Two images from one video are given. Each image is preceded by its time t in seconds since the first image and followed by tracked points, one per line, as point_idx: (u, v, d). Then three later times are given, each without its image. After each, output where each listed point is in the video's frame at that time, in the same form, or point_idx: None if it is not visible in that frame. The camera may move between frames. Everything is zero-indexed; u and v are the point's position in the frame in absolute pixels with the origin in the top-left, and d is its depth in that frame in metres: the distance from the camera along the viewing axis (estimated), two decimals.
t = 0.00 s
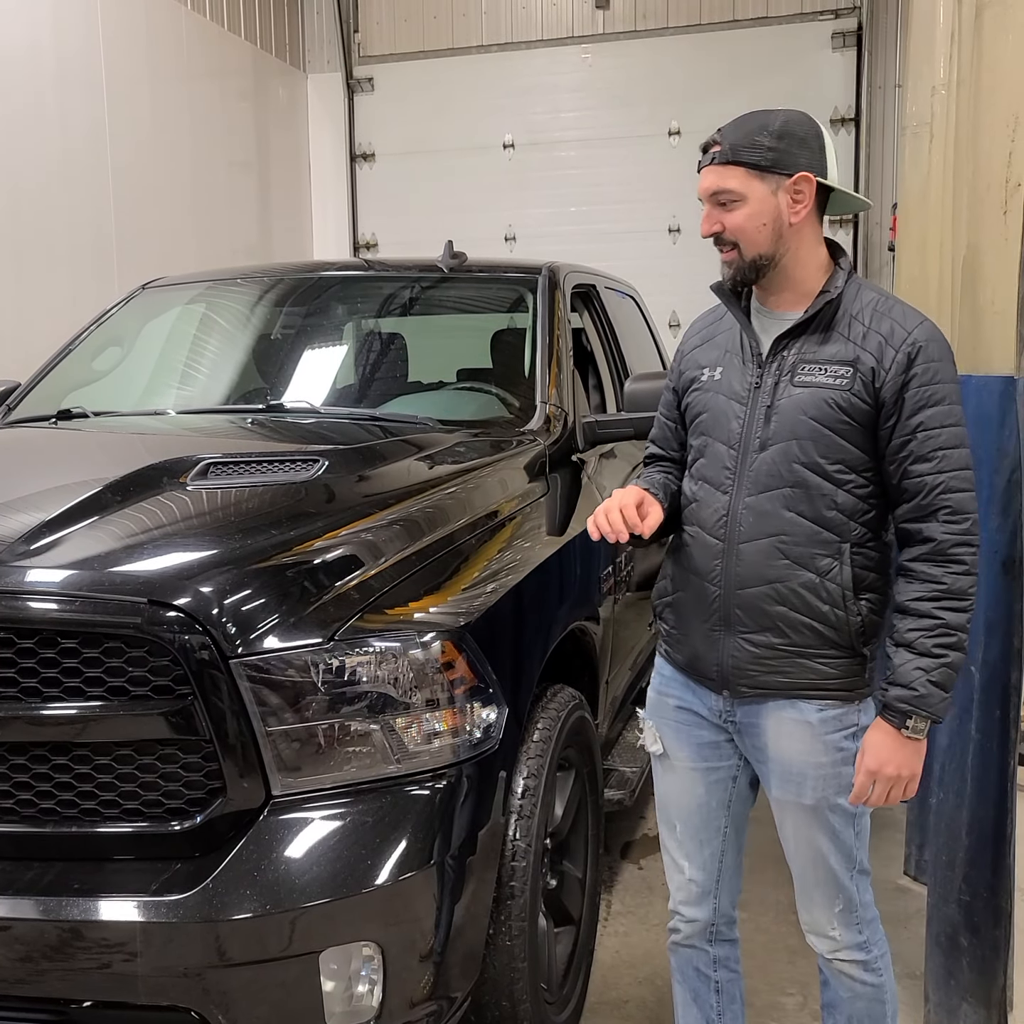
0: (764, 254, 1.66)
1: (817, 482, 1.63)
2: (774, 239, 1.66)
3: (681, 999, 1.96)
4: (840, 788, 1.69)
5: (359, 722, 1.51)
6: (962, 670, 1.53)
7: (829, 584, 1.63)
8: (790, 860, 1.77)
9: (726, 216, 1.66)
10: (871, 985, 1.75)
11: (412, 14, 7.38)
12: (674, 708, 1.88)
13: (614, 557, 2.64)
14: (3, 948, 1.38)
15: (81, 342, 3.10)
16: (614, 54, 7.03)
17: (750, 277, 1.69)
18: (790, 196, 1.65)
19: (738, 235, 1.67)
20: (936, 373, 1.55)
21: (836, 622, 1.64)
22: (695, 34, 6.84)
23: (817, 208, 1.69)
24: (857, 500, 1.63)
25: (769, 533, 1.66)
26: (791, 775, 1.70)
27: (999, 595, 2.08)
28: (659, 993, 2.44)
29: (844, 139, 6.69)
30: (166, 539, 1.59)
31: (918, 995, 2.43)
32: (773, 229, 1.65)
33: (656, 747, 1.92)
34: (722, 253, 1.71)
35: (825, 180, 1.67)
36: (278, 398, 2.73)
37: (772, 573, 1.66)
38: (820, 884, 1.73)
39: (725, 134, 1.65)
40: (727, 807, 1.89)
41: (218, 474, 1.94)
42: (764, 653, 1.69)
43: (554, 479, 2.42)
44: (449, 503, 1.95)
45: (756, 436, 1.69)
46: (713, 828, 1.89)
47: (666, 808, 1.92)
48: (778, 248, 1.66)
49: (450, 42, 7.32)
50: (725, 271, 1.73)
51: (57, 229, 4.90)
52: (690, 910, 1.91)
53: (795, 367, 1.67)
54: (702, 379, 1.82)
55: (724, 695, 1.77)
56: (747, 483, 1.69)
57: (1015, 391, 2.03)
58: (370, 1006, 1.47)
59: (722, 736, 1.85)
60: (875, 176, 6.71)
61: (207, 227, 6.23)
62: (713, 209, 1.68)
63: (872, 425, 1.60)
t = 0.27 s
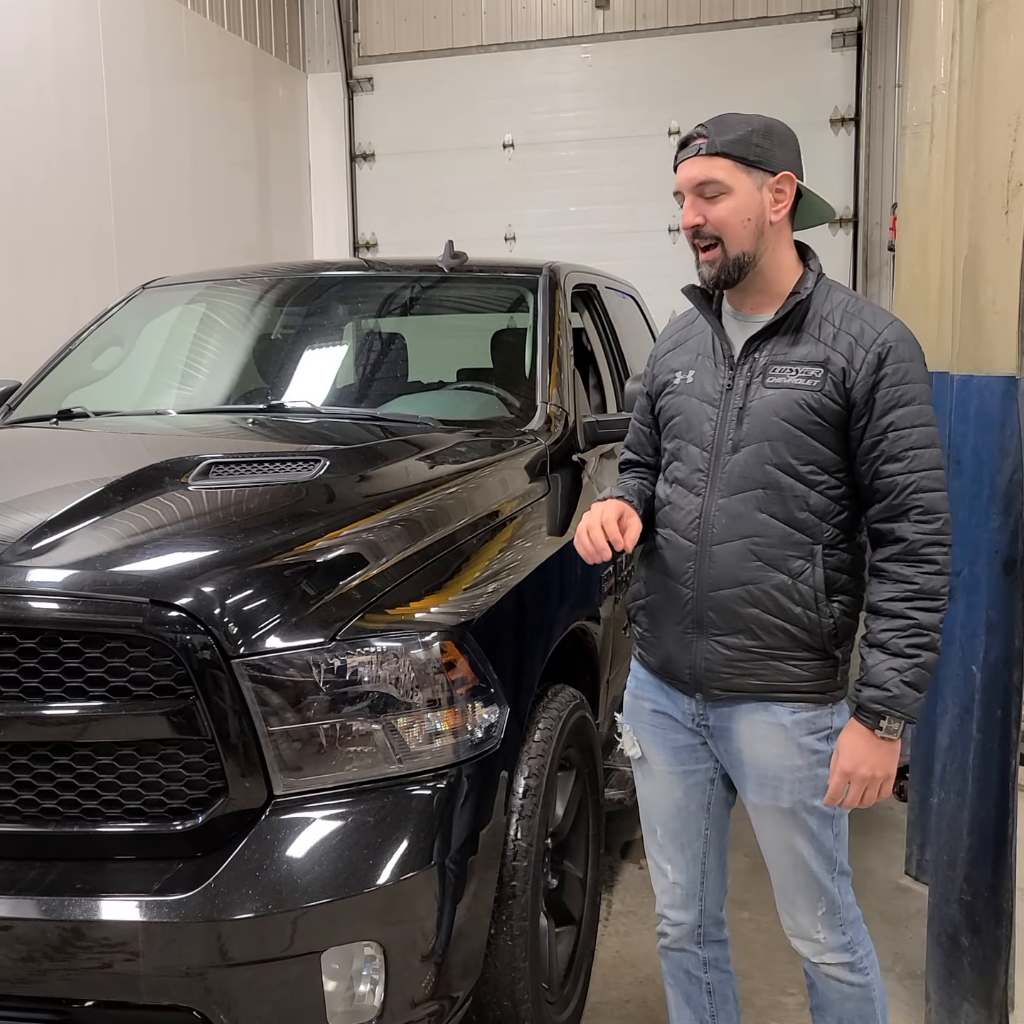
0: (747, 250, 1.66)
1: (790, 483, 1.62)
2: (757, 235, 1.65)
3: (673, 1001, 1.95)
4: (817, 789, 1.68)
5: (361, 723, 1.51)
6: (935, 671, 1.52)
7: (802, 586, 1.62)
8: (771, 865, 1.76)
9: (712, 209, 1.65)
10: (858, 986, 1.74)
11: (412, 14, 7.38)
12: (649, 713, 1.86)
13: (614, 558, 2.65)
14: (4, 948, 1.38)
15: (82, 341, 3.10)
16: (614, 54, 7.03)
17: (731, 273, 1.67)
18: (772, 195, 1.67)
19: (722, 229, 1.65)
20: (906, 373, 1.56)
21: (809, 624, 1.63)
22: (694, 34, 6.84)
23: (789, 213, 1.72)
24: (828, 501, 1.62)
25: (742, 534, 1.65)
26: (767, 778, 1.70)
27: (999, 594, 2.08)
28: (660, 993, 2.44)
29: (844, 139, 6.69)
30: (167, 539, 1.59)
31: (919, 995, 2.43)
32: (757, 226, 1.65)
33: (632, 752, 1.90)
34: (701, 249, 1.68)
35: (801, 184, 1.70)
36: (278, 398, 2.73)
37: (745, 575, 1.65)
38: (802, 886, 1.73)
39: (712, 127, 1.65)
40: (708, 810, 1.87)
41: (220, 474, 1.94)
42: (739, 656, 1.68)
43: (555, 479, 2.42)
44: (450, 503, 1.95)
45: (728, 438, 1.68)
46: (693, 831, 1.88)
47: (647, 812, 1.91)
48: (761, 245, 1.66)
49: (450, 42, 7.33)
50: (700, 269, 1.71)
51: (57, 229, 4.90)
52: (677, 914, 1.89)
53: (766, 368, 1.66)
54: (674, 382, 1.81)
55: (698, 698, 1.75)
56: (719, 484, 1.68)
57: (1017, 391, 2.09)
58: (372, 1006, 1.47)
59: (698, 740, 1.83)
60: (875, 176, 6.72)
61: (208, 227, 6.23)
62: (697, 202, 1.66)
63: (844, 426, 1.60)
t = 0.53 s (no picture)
0: (744, 239, 1.68)
1: (764, 481, 1.62)
2: (752, 227, 1.70)
3: (670, 1003, 1.94)
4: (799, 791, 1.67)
5: (361, 723, 1.51)
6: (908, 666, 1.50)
7: (778, 584, 1.61)
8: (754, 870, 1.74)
9: (713, 197, 1.68)
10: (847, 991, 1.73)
11: (411, 14, 7.38)
12: (630, 717, 1.85)
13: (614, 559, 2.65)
14: (5, 950, 1.38)
15: (81, 342, 3.09)
16: (612, 53, 7.03)
17: (727, 262, 1.69)
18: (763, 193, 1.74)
19: (721, 217, 1.68)
20: (878, 368, 1.56)
21: (785, 621, 1.62)
22: (693, 33, 6.85)
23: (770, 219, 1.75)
24: (804, 498, 1.62)
25: (717, 532, 1.64)
26: (747, 781, 1.68)
27: (1000, 594, 2.08)
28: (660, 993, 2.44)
29: (842, 139, 6.70)
30: (167, 540, 1.58)
31: (919, 995, 2.43)
32: (753, 218, 1.70)
33: (616, 758, 1.89)
34: (697, 237, 1.70)
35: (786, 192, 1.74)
36: (277, 399, 2.73)
37: (720, 574, 1.64)
38: (786, 891, 1.71)
39: (714, 120, 1.71)
40: (693, 812, 1.86)
41: (220, 475, 1.94)
42: (716, 655, 1.66)
43: (554, 480, 2.42)
44: (450, 504, 1.95)
45: (703, 437, 1.68)
46: (679, 834, 1.87)
47: (632, 816, 1.90)
48: (755, 238, 1.70)
49: (448, 42, 7.32)
50: (691, 261, 1.72)
51: (56, 229, 4.90)
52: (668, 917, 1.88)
53: (739, 367, 1.67)
54: (650, 384, 1.81)
55: (675, 699, 1.74)
56: (694, 483, 1.68)
57: (1017, 392, 2.08)
58: (373, 1007, 1.47)
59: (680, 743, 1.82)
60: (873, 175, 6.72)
61: (206, 227, 6.23)
62: (699, 189, 1.69)
63: (818, 423, 1.60)
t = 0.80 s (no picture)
0: (729, 239, 1.69)
1: (748, 476, 1.61)
2: (737, 227, 1.70)
3: (665, 1001, 1.94)
4: (777, 797, 1.66)
5: (361, 724, 1.50)
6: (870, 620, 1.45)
7: (760, 578, 1.61)
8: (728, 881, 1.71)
9: (698, 197, 1.69)
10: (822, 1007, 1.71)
11: (410, 13, 7.37)
12: (616, 717, 1.84)
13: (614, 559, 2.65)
14: (4, 951, 1.37)
15: (80, 341, 3.09)
16: (612, 52, 7.03)
17: (712, 262, 1.69)
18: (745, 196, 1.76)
19: (707, 218, 1.69)
20: (865, 364, 1.56)
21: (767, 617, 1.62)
22: (692, 33, 6.84)
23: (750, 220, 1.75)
24: (787, 492, 1.61)
25: (700, 527, 1.63)
26: (726, 783, 1.66)
27: (1000, 595, 2.07)
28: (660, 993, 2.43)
29: (841, 138, 6.69)
30: (166, 540, 1.58)
31: (920, 995, 2.42)
32: (737, 219, 1.71)
33: (604, 758, 1.87)
34: (682, 237, 1.70)
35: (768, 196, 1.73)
36: (277, 399, 2.73)
37: (702, 570, 1.63)
38: (760, 903, 1.69)
39: (698, 124, 1.72)
40: (682, 812, 1.86)
41: (219, 475, 1.93)
42: (696, 649, 1.65)
43: (554, 479, 2.41)
44: (450, 503, 1.95)
45: (687, 433, 1.67)
46: (669, 834, 1.86)
47: (623, 816, 1.89)
48: (738, 239, 1.71)
49: (448, 41, 7.32)
50: (675, 261, 1.72)
51: (54, 228, 4.89)
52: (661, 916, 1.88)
53: (723, 364, 1.66)
54: (633, 382, 1.80)
55: (658, 696, 1.72)
56: (678, 479, 1.66)
57: (1018, 390, 2.09)
58: (373, 1007, 1.47)
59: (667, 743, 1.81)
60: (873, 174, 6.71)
61: (205, 226, 6.22)
62: (685, 189, 1.70)
63: (803, 418, 1.60)
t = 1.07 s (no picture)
0: (714, 246, 1.69)
1: (739, 476, 1.61)
2: (721, 233, 1.70)
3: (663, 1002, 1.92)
4: (753, 802, 1.66)
5: (360, 725, 1.50)
6: (831, 569, 1.45)
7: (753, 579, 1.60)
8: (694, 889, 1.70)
9: (681, 205, 1.68)
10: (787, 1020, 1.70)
11: (409, 14, 7.37)
12: (611, 718, 1.83)
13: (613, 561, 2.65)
14: (3, 953, 1.37)
15: (78, 343, 3.09)
16: (610, 53, 7.03)
17: (698, 270, 1.69)
18: (727, 201, 1.75)
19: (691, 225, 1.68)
20: (851, 362, 1.56)
21: (761, 619, 1.61)
22: (691, 33, 6.84)
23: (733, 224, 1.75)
24: (777, 490, 1.62)
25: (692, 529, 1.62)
26: (707, 782, 1.65)
27: (1000, 596, 2.07)
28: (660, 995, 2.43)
29: (840, 138, 6.69)
30: (165, 542, 1.58)
31: (920, 997, 2.42)
32: (720, 225, 1.70)
33: (601, 758, 1.86)
34: (667, 246, 1.69)
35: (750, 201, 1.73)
36: (276, 400, 2.72)
37: (696, 572, 1.62)
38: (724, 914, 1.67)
39: (677, 132, 1.71)
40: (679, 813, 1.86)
41: (218, 476, 1.93)
42: (691, 651, 1.64)
43: (553, 480, 2.41)
44: (449, 505, 1.94)
45: (677, 436, 1.67)
46: (666, 833, 1.86)
47: (618, 817, 1.89)
48: (722, 244, 1.71)
49: (446, 42, 7.31)
50: (661, 270, 1.72)
51: (53, 230, 4.89)
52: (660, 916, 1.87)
53: (711, 367, 1.66)
54: (623, 388, 1.80)
55: (651, 696, 1.71)
56: (670, 481, 1.66)
57: (1017, 391, 2.08)
58: (372, 1010, 1.46)
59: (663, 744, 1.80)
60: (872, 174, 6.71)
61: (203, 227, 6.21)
62: (668, 198, 1.69)
63: (792, 417, 1.60)
